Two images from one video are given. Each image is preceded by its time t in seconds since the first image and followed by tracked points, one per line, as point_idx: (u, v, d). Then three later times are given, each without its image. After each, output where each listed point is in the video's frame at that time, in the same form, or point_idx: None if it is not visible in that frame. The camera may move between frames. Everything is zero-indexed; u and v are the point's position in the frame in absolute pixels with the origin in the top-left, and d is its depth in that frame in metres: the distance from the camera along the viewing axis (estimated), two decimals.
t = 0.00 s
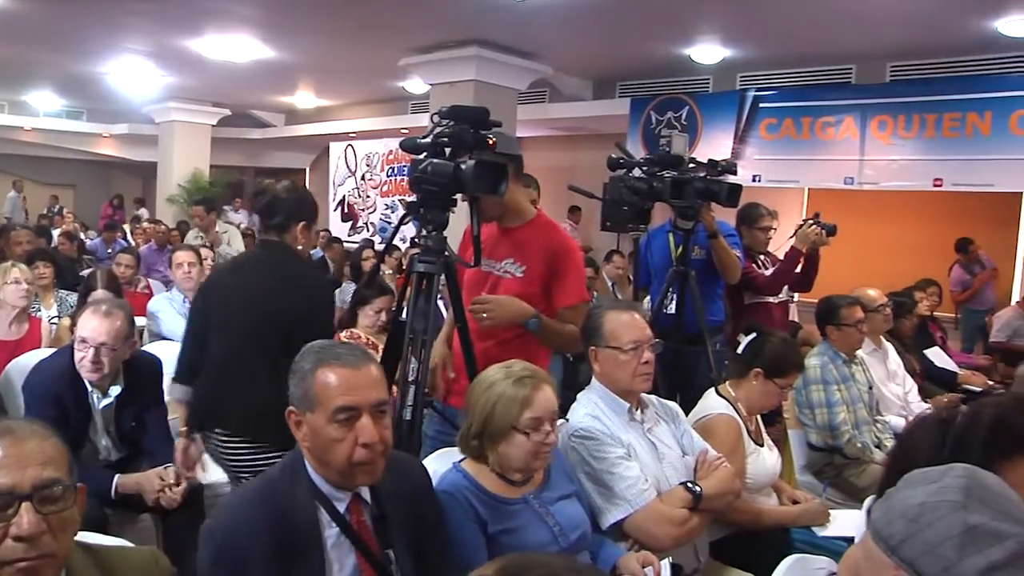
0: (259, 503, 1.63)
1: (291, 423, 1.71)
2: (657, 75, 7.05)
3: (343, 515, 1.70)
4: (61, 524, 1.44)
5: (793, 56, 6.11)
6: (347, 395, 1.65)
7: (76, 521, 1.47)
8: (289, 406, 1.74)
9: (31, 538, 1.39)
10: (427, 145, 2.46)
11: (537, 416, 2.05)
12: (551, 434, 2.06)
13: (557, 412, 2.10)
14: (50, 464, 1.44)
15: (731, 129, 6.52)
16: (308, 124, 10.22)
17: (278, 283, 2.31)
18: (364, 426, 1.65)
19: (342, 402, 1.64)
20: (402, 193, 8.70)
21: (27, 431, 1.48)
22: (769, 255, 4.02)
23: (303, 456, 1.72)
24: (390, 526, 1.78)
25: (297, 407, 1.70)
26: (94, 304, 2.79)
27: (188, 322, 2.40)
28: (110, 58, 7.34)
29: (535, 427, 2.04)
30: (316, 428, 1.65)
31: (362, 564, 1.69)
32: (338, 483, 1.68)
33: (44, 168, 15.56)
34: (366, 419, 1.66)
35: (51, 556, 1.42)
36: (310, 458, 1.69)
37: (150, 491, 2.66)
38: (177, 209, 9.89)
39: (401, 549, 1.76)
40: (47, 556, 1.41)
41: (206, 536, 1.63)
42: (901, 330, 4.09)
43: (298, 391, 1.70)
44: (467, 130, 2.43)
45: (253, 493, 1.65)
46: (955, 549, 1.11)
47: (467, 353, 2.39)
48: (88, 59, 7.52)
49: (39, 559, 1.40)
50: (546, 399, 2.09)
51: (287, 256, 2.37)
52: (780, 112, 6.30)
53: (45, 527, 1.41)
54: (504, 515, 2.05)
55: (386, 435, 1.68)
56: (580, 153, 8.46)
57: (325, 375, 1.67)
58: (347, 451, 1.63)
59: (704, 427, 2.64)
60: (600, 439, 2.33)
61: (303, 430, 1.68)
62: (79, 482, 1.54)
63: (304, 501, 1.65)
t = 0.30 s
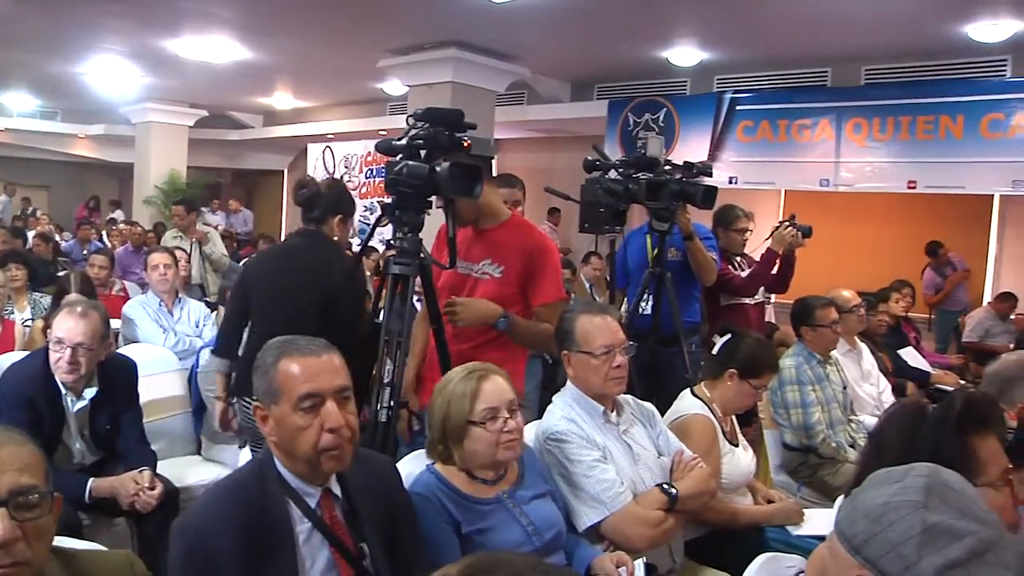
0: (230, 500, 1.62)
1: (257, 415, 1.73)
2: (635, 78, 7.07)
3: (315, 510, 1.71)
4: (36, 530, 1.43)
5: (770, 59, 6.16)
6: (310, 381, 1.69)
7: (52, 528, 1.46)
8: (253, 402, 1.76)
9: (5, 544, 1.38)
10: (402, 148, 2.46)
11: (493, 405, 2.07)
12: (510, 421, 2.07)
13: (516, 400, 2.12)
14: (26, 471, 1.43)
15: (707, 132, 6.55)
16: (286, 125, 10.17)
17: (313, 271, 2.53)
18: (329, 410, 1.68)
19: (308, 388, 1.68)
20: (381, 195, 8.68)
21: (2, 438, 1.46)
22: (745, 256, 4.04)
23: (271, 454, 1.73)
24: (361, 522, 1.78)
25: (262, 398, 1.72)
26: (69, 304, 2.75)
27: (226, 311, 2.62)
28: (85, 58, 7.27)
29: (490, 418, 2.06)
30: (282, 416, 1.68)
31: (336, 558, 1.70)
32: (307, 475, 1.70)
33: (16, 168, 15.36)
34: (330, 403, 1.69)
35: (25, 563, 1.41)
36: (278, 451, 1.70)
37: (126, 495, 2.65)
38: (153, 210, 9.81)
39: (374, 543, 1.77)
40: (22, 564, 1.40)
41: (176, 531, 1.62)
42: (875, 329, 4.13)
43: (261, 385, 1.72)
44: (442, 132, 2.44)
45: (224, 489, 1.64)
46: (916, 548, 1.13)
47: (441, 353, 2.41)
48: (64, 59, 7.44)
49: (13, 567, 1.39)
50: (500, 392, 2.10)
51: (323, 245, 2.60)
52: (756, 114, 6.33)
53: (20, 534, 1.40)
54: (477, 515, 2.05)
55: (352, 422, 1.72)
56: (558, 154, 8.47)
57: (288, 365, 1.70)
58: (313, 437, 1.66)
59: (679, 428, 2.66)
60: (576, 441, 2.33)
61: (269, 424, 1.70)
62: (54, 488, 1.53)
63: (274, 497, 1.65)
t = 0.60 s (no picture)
0: (201, 493, 1.62)
1: (230, 404, 1.73)
2: (611, 78, 7.10)
3: (288, 500, 1.71)
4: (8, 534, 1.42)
5: (744, 61, 6.21)
6: (283, 364, 1.70)
7: (21, 532, 1.45)
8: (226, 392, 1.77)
9: None
10: (375, 148, 2.46)
11: (456, 406, 2.08)
12: (474, 421, 2.07)
13: (479, 398, 2.12)
14: None
15: (682, 133, 6.58)
16: (262, 125, 10.12)
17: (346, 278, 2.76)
18: (304, 391, 1.70)
19: (283, 371, 1.69)
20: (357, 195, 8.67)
21: None
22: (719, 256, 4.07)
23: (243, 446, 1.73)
24: (334, 515, 1.77)
25: (235, 386, 1.73)
26: (39, 305, 2.72)
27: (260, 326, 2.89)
28: (57, 56, 7.20)
29: (454, 418, 2.06)
30: (258, 400, 1.68)
31: (310, 549, 1.70)
32: (281, 463, 1.70)
33: None
34: (304, 387, 1.71)
35: None
36: (252, 441, 1.70)
37: (98, 496, 2.62)
38: (127, 210, 9.75)
39: (348, 534, 1.76)
40: None
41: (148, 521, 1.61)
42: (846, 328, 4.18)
43: (235, 373, 1.74)
44: (414, 132, 2.44)
45: (195, 480, 1.64)
46: (876, 543, 1.14)
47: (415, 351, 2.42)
48: (36, 57, 7.37)
49: None
50: (462, 391, 2.10)
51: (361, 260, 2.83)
52: (730, 115, 6.38)
53: None
54: (448, 514, 2.06)
55: (325, 404, 1.73)
56: (534, 154, 8.49)
57: (260, 351, 1.72)
58: (289, 419, 1.67)
59: (652, 426, 2.68)
60: (547, 441, 2.35)
61: (242, 411, 1.71)
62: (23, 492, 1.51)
63: (247, 488, 1.65)
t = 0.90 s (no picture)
0: (176, 489, 1.61)
1: (209, 396, 1.72)
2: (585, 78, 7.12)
3: (261, 495, 1.70)
4: None
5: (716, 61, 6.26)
6: (267, 358, 1.71)
7: None
8: (204, 385, 1.75)
9: None
10: (346, 148, 2.46)
11: (427, 407, 2.08)
12: (444, 423, 2.08)
13: (451, 400, 2.13)
14: None
15: (655, 133, 6.62)
16: (234, 125, 10.05)
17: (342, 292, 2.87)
18: (288, 385, 1.71)
19: (266, 364, 1.70)
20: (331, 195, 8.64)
21: None
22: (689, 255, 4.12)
23: (218, 440, 1.72)
24: (307, 510, 1.76)
25: (217, 377, 1.71)
26: (4, 309, 2.69)
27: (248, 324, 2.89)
28: (25, 54, 7.11)
29: (424, 419, 2.07)
30: (240, 392, 1.68)
31: (283, 544, 1.69)
32: (255, 458, 1.70)
33: None
34: (288, 381, 1.72)
35: None
36: (228, 433, 1.70)
37: (67, 500, 2.58)
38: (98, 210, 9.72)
39: (320, 529, 1.76)
40: None
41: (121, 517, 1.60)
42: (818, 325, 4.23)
43: (215, 366, 1.72)
44: (385, 133, 2.45)
45: (170, 475, 1.63)
46: (837, 537, 1.16)
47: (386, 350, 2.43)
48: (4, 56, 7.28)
49: None
50: (433, 391, 2.11)
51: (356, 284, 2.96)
52: (702, 115, 6.43)
53: None
54: (419, 513, 2.07)
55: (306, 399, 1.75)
56: (508, 155, 8.51)
57: (242, 346, 1.72)
58: (274, 411, 1.68)
59: (623, 424, 2.70)
60: (518, 439, 2.36)
61: (223, 404, 1.70)
62: None
63: (222, 483, 1.65)
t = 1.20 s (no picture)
0: (153, 489, 1.60)
1: (188, 395, 1.71)
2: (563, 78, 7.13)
3: (237, 496, 1.69)
4: None
5: (695, 62, 6.29)
6: (246, 359, 1.71)
7: None
8: (182, 384, 1.75)
9: None
10: (321, 148, 2.46)
11: (398, 406, 2.08)
12: (413, 424, 2.07)
13: (425, 401, 2.13)
14: None
15: (633, 133, 6.66)
16: (212, 123, 10.00)
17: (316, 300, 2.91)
18: (268, 387, 1.71)
19: (246, 364, 1.70)
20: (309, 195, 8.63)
21: None
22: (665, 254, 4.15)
23: (194, 440, 1.71)
24: (283, 510, 1.76)
25: (196, 376, 1.71)
26: None
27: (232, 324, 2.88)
28: None
29: (395, 418, 2.07)
30: (219, 392, 1.68)
31: (258, 544, 1.69)
32: (232, 457, 1.69)
33: None
34: (268, 384, 1.72)
35: None
36: (205, 432, 1.69)
37: (41, 501, 2.55)
38: (74, 209, 9.73)
39: (296, 529, 1.75)
40: None
41: (96, 517, 1.58)
42: (793, 323, 4.27)
43: (194, 365, 1.72)
44: (361, 132, 2.45)
45: (147, 476, 1.62)
46: (807, 534, 1.17)
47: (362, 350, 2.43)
48: None
49: None
50: (408, 391, 2.11)
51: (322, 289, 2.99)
52: (680, 115, 6.47)
53: None
54: (394, 511, 2.07)
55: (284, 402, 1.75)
56: (487, 154, 8.52)
57: (221, 347, 1.71)
58: (253, 412, 1.68)
59: (599, 422, 2.72)
60: (493, 437, 2.37)
61: (201, 403, 1.69)
62: None
63: (199, 484, 1.64)
